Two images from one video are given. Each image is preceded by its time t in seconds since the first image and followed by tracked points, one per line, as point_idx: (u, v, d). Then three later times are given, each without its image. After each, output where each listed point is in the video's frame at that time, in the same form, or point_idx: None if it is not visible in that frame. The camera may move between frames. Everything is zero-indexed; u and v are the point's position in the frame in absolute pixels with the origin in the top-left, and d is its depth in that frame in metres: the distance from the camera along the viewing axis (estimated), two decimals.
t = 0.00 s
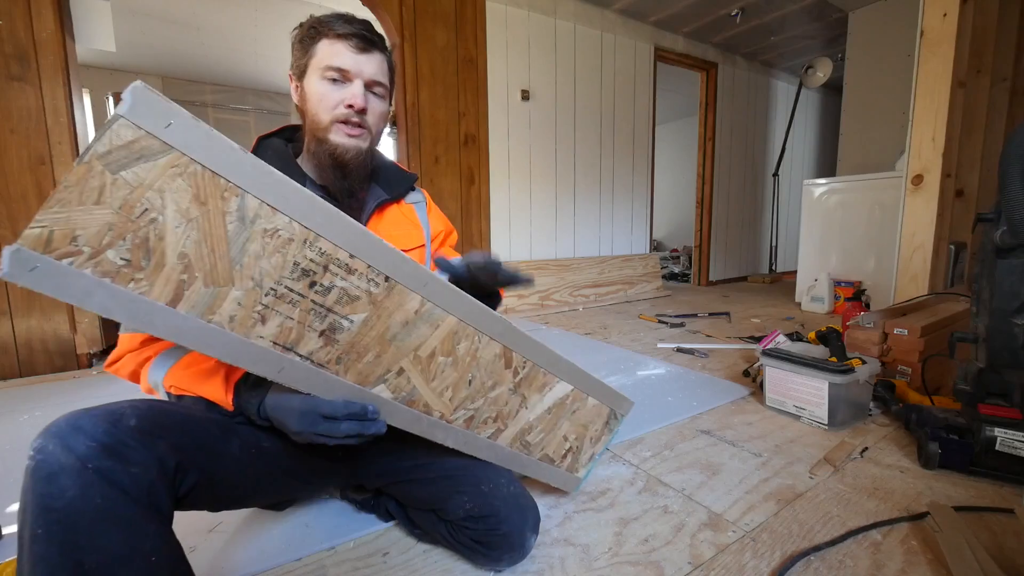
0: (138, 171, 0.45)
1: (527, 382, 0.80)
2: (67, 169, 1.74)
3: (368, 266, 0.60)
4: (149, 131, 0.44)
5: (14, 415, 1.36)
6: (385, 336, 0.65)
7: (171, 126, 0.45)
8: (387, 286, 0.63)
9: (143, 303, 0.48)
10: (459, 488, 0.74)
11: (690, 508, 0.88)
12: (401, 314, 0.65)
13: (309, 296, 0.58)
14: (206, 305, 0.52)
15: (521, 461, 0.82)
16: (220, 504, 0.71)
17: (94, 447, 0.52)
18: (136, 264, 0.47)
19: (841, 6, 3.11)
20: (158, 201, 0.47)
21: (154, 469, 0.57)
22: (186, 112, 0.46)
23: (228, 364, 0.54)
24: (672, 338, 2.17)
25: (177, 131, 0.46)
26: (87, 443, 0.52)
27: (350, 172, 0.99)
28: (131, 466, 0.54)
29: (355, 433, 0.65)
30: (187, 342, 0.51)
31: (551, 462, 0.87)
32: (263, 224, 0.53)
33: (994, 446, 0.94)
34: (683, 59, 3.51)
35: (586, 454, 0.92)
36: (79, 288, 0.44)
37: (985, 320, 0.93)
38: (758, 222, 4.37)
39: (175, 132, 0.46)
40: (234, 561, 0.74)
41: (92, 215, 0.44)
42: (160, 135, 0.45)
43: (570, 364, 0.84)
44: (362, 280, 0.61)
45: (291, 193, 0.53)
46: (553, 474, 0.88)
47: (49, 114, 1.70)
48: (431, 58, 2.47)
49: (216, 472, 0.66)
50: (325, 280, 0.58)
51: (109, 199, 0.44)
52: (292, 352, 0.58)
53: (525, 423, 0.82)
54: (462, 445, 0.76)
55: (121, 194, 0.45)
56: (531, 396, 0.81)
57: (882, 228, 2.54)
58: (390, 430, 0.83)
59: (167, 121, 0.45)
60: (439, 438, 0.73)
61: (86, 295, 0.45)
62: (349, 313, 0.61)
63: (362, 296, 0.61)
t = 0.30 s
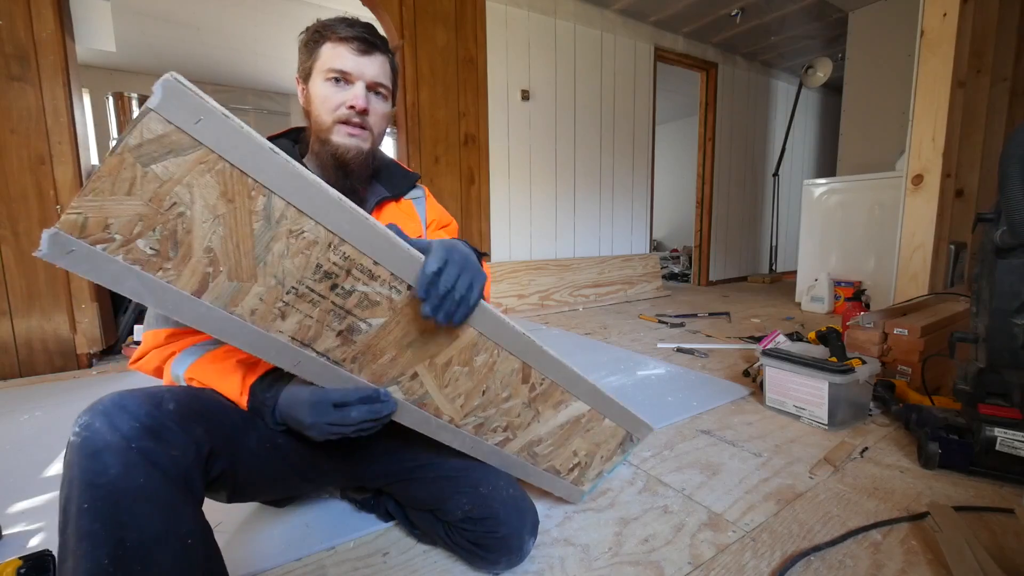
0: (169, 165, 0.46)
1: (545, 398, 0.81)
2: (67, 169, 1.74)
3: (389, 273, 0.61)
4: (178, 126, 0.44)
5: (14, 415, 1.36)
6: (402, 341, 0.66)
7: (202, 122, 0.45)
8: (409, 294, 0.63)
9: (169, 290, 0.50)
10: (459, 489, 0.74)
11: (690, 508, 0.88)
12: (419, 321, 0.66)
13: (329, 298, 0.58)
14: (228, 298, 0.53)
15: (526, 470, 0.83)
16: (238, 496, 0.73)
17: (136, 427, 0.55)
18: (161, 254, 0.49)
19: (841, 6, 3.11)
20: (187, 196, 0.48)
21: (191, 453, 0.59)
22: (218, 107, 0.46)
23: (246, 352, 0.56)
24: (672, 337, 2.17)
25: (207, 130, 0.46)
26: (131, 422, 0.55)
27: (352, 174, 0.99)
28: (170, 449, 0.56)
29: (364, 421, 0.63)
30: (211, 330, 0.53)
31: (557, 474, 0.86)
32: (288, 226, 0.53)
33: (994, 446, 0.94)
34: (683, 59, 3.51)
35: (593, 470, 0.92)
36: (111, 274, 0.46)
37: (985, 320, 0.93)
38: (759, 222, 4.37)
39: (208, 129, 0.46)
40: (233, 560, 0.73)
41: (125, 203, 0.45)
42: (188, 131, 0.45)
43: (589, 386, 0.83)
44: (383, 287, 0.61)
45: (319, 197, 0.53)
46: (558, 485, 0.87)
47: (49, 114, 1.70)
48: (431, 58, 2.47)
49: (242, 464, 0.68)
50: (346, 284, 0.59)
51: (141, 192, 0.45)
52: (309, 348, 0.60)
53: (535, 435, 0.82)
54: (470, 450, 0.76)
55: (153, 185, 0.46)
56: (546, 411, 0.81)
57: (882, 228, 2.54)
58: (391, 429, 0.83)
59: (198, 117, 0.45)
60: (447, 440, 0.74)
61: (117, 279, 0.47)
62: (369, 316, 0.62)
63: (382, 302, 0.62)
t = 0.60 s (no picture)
0: (164, 180, 0.46)
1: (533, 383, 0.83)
2: (67, 169, 1.74)
3: (379, 268, 0.62)
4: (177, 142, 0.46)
5: (14, 415, 1.35)
6: (396, 338, 0.66)
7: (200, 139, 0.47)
8: (397, 288, 0.64)
9: (164, 308, 0.48)
10: (461, 486, 0.74)
11: (690, 508, 0.88)
12: (410, 314, 0.67)
13: (324, 300, 0.59)
14: (225, 311, 0.52)
15: (528, 463, 0.83)
16: (253, 492, 0.72)
17: (169, 414, 0.54)
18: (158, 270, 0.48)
19: (841, 6, 3.11)
20: (183, 208, 0.48)
21: (218, 442, 0.58)
22: (213, 124, 0.47)
23: (245, 369, 0.54)
24: (672, 337, 2.17)
25: (205, 146, 0.47)
26: (163, 408, 0.54)
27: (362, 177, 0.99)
28: (199, 436, 0.56)
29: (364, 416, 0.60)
30: (207, 348, 0.51)
31: (557, 463, 0.88)
32: (282, 230, 0.54)
33: (994, 446, 0.94)
34: (683, 59, 3.51)
35: (587, 452, 0.94)
36: (101, 297, 0.45)
37: (986, 320, 0.93)
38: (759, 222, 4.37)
39: (203, 144, 0.47)
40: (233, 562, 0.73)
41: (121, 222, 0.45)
42: (187, 147, 0.47)
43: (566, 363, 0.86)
44: (372, 283, 0.62)
45: (309, 202, 0.55)
46: (560, 474, 0.88)
47: (49, 114, 1.70)
48: (431, 58, 2.47)
49: (263, 459, 0.67)
50: (339, 284, 0.60)
51: (138, 209, 0.46)
52: (309, 357, 0.59)
53: (528, 421, 0.83)
54: (473, 450, 0.76)
55: (151, 200, 0.46)
56: (532, 393, 0.83)
57: (882, 227, 2.54)
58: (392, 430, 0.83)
59: (195, 135, 0.47)
60: (450, 441, 0.73)
61: (107, 302, 0.45)
62: (362, 315, 0.62)
63: (373, 298, 0.63)
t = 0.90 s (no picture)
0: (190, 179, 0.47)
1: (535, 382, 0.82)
2: (67, 169, 1.74)
3: (390, 269, 0.62)
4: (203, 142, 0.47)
5: (13, 415, 1.35)
6: (404, 337, 0.66)
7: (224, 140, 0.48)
8: (407, 289, 0.64)
9: (184, 302, 0.48)
10: (462, 486, 0.74)
11: (690, 508, 0.88)
12: (419, 315, 0.66)
13: (336, 298, 0.59)
14: (242, 306, 0.52)
15: (530, 466, 0.83)
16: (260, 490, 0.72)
17: (191, 406, 0.54)
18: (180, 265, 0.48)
19: (841, 6, 3.11)
20: (206, 205, 0.48)
21: (239, 436, 0.58)
22: (237, 126, 0.48)
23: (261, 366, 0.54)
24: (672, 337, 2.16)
25: (229, 147, 0.48)
26: (186, 400, 0.54)
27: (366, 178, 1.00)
28: (219, 430, 0.55)
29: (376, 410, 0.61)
30: (226, 343, 0.51)
31: (558, 467, 0.87)
32: (299, 229, 0.54)
33: (994, 446, 0.94)
34: (683, 59, 3.51)
35: (590, 458, 0.94)
36: (125, 288, 0.45)
37: (985, 320, 0.93)
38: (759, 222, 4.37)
39: (228, 145, 0.48)
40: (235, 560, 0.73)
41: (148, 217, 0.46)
42: (211, 147, 0.47)
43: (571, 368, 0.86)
44: (383, 284, 0.62)
45: (326, 202, 0.55)
46: (562, 479, 0.88)
47: (49, 114, 1.70)
48: (432, 58, 2.47)
49: (276, 454, 0.67)
50: (351, 283, 0.59)
51: (164, 206, 0.46)
52: (320, 354, 0.58)
53: (533, 425, 0.83)
54: (478, 450, 0.76)
55: (176, 197, 0.47)
56: (537, 398, 0.83)
57: (882, 227, 2.54)
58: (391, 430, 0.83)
59: (220, 136, 0.48)
60: (456, 442, 0.73)
61: (131, 294, 0.45)
62: (372, 314, 0.62)
63: (384, 298, 0.63)
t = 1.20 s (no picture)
0: (182, 184, 0.47)
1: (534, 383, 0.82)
2: (67, 170, 1.74)
3: (386, 270, 0.62)
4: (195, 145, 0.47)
5: (13, 415, 1.35)
6: (401, 339, 0.66)
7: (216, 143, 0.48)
8: (404, 290, 0.64)
9: (179, 307, 0.48)
10: (462, 486, 0.74)
11: (690, 508, 0.88)
12: (416, 316, 0.67)
13: (332, 301, 0.59)
14: (237, 310, 0.52)
15: (530, 466, 0.83)
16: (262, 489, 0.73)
17: (196, 405, 0.54)
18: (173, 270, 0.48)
19: (842, 6, 3.11)
20: (199, 210, 0.49)
21: (241, 434, 0.58)
22: (229, 129, 0.48)
23: (258, 369, 0.54)
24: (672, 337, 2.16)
25: (222, 149, 0.48)
26: (190, 399, 0.54)
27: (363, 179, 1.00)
28: (224, 429, 0.55)
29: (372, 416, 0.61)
30: (221, 347, 0.51)
31: (558, 466, 0.87)
32: (293, 232, 0.55)
33: (993, 446, 0.94)
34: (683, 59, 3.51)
35: (589, 457, 0.94)
36: (121, 294, 0.45)
37: (985, 320, 0.93)
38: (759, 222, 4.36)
39: (219, 148, 0.48)
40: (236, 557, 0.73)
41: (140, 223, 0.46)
42: (203, 150, 0.47)
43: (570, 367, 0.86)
44: (380, 285, 0.62)
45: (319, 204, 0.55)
46: (563, 479, 0.88)
47: (49, 114, 1.70)
48: (432, 58, 2.47)
49: (278, 453, 0.67)
50: (347, 285, 0.59)
51: (157, 210, 0.46)
52: (317, 356, 0.58)
53: (532, 424, 0.83)
54: (478, 450, 0.76)
55: (169, 202, 0.47)
56: (536, 397, 0.83)
57: (882, 228, 2.54)
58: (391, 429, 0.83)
59: (211, 139, 0.47)
60: (455, 443, 0.73)
61: (126, 299, 0.45)
62: (369, 316, 0.62)
63: (380, 300, 0.63)
